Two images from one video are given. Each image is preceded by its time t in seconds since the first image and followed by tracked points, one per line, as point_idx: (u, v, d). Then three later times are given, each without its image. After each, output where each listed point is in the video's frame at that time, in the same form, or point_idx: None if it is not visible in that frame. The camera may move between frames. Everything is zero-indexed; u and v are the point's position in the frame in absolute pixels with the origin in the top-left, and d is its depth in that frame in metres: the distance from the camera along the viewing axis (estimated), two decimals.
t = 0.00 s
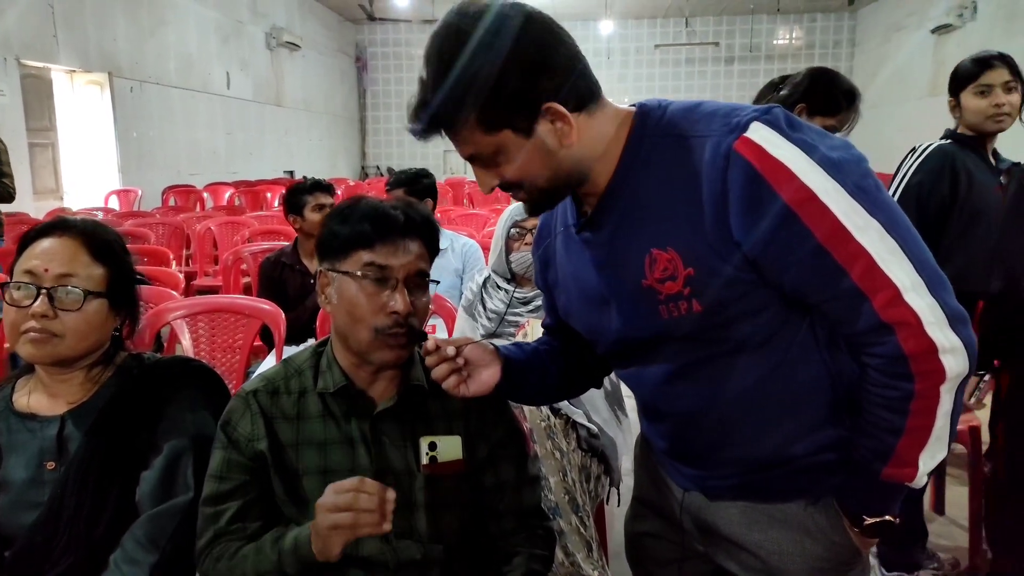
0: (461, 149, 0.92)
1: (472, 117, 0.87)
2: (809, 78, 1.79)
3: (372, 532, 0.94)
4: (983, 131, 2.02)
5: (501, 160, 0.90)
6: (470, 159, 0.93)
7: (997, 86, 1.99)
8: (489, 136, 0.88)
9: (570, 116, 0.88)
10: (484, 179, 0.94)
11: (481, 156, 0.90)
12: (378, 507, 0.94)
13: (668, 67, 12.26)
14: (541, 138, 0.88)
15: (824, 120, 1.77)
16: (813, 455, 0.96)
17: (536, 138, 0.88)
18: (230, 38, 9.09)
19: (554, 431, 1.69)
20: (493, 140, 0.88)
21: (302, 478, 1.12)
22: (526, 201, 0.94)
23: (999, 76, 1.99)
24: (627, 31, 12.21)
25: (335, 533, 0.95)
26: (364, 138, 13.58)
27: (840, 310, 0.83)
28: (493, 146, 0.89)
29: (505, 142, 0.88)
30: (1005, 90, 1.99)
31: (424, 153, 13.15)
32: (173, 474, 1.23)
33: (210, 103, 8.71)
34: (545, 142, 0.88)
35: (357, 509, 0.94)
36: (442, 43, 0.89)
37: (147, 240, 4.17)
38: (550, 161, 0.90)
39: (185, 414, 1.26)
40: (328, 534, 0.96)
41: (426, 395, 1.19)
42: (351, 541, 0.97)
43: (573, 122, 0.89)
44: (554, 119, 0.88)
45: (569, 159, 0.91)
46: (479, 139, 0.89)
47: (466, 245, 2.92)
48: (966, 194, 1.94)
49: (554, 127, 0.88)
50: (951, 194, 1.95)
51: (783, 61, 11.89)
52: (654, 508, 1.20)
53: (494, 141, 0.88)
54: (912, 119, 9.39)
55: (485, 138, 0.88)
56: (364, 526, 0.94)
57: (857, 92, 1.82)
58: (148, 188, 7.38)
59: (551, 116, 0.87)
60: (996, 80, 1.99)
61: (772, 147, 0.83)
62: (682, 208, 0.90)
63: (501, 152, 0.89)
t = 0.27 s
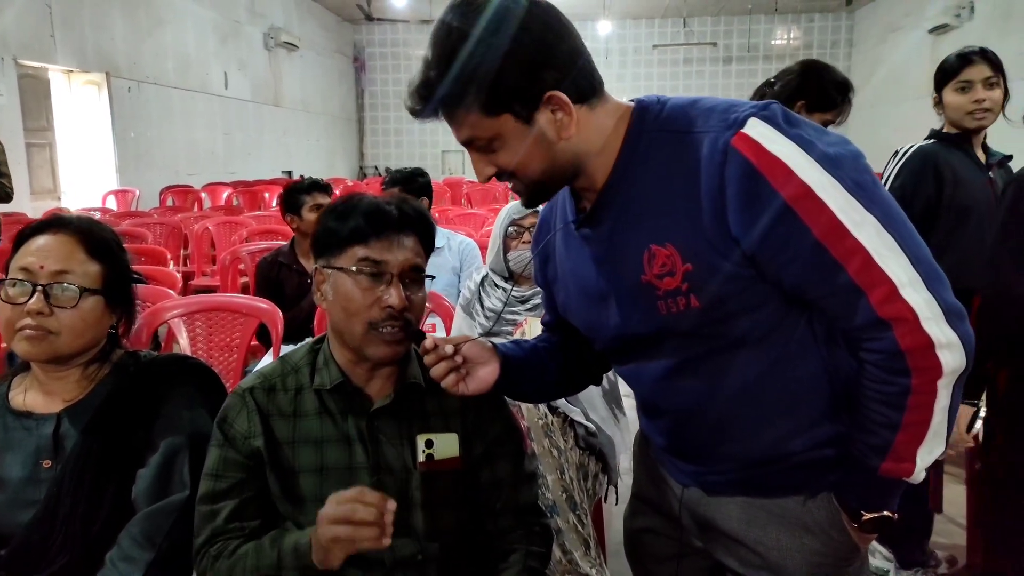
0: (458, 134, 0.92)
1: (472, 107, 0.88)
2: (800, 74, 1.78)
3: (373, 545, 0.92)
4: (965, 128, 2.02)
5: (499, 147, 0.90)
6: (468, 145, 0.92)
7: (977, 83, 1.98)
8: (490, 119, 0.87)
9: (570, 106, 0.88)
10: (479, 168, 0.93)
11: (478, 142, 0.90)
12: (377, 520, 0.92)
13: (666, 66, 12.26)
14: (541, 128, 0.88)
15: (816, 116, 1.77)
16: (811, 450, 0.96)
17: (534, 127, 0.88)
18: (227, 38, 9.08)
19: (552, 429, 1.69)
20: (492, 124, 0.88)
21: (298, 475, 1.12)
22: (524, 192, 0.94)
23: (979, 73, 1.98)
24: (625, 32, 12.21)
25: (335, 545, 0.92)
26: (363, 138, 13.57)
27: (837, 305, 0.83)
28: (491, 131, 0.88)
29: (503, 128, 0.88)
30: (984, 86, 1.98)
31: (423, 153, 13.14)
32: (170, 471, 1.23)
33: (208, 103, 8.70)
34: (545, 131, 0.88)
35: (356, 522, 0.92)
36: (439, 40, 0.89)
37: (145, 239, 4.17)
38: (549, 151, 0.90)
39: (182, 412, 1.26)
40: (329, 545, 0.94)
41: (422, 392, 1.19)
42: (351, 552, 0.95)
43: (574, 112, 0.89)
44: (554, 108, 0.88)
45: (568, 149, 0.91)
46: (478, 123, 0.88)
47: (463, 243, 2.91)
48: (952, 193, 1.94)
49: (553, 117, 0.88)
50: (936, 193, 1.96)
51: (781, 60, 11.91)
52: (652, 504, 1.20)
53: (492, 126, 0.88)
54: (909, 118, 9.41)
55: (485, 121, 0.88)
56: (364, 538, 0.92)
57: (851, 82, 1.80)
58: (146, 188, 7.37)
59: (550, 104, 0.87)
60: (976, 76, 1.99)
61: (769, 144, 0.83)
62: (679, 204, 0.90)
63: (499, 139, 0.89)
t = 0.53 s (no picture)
0: (457, 131, 0.91)
1: (471, 104, 0.87)
2: (793, 67, 1.80)
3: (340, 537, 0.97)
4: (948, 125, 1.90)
5: (499, 143, 0.89)
6: (467, 142, 0.92)
7: (961, 79, 1.84)
8: (490, 114, 0.87)
9: (569, 100, 0.88)
10: (478, 164, 0.93)
11: (478, 138, 0.90)
12: (345, 514, 0.97)
13: (665, 66, 12.26)
14: (540, 122, 0.88)
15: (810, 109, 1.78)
16: (807, 446, 0.96)
17: (534, 122, 0.88)
18: (226, 37, 9.07)
19: (549, 427, 1.69)
20: (492, 120, 0.88)
21: (293, 472, 1.12)
22: (523, 188, 0.93)
23: (964, 68, 1.84)
24: (623, 31, 12.20)
25: (303, 536, 0.98)
26: (361, 137, 13.56)
27: (834, 300, 0.83)
28: (491, 126, 0.88)
29: (503, 123, 0.88)
30: (969, 83, 1.84)
31: (421, 152, 13.13)
32: (165, 468, 1.23)
33: (206, 102, 8.69)
34: (545, 126, 0.88)
35: (322, 516, 0.97)
36: (437, 36, 0.89)
37: (143, 238, 4.16)
38: (549, 147, 0.90)
39: (178, 408, 1.26)
40: (297, 536, 0.99)
41: (419, 387, 1.19)
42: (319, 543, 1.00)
43: (574, 107, 0.89)
44: (553, 103, 0.88)
45: (567, 144, 0.91)
46: (478, 118, 0.88)
47: (462, 241, 2.91)
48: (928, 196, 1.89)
49: (553, 111, 0.88)
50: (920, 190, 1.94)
51: (780, 60, 11.91)
52: (649, 501, 1.20)
53: (492, 122, 0.88)
54: (907, 118, 9.41)
55: (484, 117, 0.87)
56: (331, 532, 0.97)
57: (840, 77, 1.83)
58: (143, 187, 7.36)
59: (549, 99, 0.87)
60: (961, 72, 1.85)
61: (768, 140, 0.83)
62: (677, 200, 0.90)
63: (499, 135, 0.89)
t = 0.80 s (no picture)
0: (457, 131, 0.91)
1: (469, 105, 0.87)
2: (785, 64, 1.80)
3: (286, 556, 0.96)
4: (938, 124, 1.84)
5: (499, 144, 0.89)
6: (467, 142, 0.92)
7: (952, 76, 1.80)
8: (490, 114, 0.87)
9: (569, 99, 0.88)
10: (479, 165, 0.93)
11: (478, 138, 0.90)
12: (286, 538, 0.96)
13: (662, 67, 12.28)
14: (540, 123, 0.88)
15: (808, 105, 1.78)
16: (806, 445, 0.96)
17: (534, 122, 0.88)
18: (223, 37, 9.06)
19: (547, 428, 1.70)
20: (492, 121, 0.88)
21: (291, 472, 1.11)
22: (523, 187, 0.93)
23: (955, 65, 1.80)
24: (621, 31, 12.22)
25: (251, 554, 0.98)
26: (359, 137, 13.56)
27: (833, 300, 0.84)
28: (491, 127, 0.88)
29: (504, 124, 0.88)
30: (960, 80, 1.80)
31: (419, 152, 13.13)
32: (164, 469, 1.23)
33: (204, 103, 8.68)
34: (545, 126, 0.88)
35: (268, 534, 0.96)
36: (436, 37, 0.89)
37: (141, 238, 4.15)
38: (549, 147, 0.90)
39: (175, 409, 1.26)
40: (246, 553, 0.99)
41: (418, 388, 1.19)
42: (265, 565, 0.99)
43: (574, 107, 0.89)
44: (553, 103, 0.88)
45: (567, 144, 0.91)
46: (478, 119, 0.88)
47: (460, 242, 2.91)
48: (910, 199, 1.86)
49: (553, 111, 0.88)
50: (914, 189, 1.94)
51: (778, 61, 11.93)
52: (648, 500, 1.20)
53: (492, 123, 0.88)
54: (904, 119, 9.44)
55: (484, 117, 0.88)
56: (274, 551, 0.96)
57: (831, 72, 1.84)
58: (141, 188, 7.36)
59: (549, 99, 0.87)
60: (951, 69, 1.80)
61: (769, 140, 0.83)
62: (677, 199, 0.90)
63: (499, 135, 0.89)
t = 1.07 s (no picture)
0: (457, 130, 0.91)
1: (469, 103, 0.87)
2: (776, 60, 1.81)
3: (335, 440, 0.94)
4: (926, 123, 1.84)
5: (499, 142, 0.89)
6: (466, 141, 0.92)
7: (938, 75, 1.81)
8: (489, 113, 0.87)
9: (569, 97, 0.88)
10: (479, 164, 0.92)
11: (478, 137, 0.89)
12: (337, 418, 0.94)
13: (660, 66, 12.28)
14: (540, 120, 0.88)
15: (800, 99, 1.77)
16: (804, 444, 0.96)
17: (534, 120, 0.87)
18: (221, 37, 9.05)
19: (545, 427, 1.69)
20: (491, 120, 0.87)
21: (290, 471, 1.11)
22: (523, 186, 0.93)
23: (940, 64, 1.82)
24: (619, 31, 12.22)
25: (300, 450, 0.95)
26: (357, 137, 13.55)
27: (833, 298, 0.84)
28: (491, 126, 0.88)
29: (504, 122, 0.87)
30: (946, 79, 1.82)
31: (417, 152, 13.13)
32: (163, 467, 1.22)
33: (202, 103, 8.67)
34: (545, 124, 0.88)
35: (315, 418, 0.94)
36: (435, 35, 0.89)
37: (138, 238, 4.15)
38: (549, 145, 0.90)
39: (173, 408, 1.25)
40: (292, 451, 0.96)
41: (416, 387, 1.18)
42: (314, 458, 0.96)
43: (573, 104, 0.89)
44: (552, 100, 0.88)
45: (567, 142, 0.91)
46: (477, 118, 0.88)
47: (458, 242, 2.91)
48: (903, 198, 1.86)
49: (553, 109, 0.88)
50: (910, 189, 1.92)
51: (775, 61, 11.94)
52: (646, 499, 1.20)
53: (492, 121, 0.87)
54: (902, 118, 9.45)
55: (483, 116, 0.87)
56: (323, 435, 0.94)
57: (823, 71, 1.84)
58: (139, 187, 7.34)
59: (549, 96, 0.87)
60: (936, 68, 1.82)
61: (769, 138, 0.83)
62: (676, 198, 0.90)
63: (499, 134, 0.88)
